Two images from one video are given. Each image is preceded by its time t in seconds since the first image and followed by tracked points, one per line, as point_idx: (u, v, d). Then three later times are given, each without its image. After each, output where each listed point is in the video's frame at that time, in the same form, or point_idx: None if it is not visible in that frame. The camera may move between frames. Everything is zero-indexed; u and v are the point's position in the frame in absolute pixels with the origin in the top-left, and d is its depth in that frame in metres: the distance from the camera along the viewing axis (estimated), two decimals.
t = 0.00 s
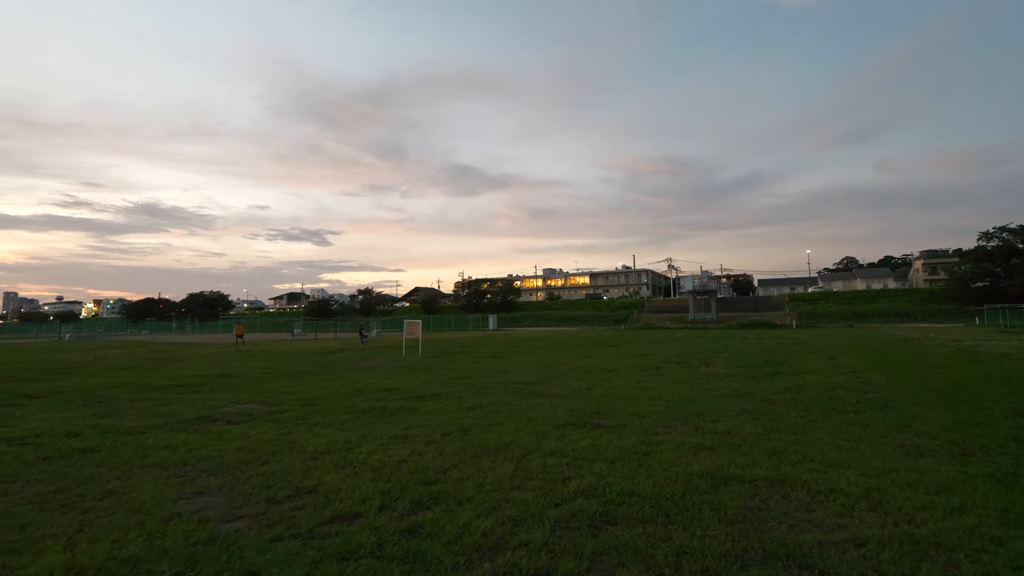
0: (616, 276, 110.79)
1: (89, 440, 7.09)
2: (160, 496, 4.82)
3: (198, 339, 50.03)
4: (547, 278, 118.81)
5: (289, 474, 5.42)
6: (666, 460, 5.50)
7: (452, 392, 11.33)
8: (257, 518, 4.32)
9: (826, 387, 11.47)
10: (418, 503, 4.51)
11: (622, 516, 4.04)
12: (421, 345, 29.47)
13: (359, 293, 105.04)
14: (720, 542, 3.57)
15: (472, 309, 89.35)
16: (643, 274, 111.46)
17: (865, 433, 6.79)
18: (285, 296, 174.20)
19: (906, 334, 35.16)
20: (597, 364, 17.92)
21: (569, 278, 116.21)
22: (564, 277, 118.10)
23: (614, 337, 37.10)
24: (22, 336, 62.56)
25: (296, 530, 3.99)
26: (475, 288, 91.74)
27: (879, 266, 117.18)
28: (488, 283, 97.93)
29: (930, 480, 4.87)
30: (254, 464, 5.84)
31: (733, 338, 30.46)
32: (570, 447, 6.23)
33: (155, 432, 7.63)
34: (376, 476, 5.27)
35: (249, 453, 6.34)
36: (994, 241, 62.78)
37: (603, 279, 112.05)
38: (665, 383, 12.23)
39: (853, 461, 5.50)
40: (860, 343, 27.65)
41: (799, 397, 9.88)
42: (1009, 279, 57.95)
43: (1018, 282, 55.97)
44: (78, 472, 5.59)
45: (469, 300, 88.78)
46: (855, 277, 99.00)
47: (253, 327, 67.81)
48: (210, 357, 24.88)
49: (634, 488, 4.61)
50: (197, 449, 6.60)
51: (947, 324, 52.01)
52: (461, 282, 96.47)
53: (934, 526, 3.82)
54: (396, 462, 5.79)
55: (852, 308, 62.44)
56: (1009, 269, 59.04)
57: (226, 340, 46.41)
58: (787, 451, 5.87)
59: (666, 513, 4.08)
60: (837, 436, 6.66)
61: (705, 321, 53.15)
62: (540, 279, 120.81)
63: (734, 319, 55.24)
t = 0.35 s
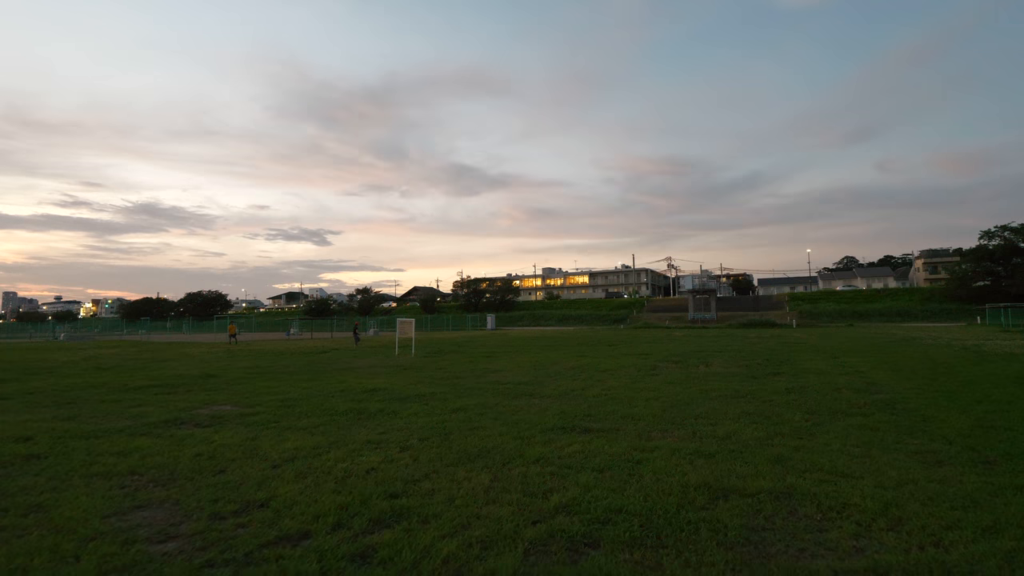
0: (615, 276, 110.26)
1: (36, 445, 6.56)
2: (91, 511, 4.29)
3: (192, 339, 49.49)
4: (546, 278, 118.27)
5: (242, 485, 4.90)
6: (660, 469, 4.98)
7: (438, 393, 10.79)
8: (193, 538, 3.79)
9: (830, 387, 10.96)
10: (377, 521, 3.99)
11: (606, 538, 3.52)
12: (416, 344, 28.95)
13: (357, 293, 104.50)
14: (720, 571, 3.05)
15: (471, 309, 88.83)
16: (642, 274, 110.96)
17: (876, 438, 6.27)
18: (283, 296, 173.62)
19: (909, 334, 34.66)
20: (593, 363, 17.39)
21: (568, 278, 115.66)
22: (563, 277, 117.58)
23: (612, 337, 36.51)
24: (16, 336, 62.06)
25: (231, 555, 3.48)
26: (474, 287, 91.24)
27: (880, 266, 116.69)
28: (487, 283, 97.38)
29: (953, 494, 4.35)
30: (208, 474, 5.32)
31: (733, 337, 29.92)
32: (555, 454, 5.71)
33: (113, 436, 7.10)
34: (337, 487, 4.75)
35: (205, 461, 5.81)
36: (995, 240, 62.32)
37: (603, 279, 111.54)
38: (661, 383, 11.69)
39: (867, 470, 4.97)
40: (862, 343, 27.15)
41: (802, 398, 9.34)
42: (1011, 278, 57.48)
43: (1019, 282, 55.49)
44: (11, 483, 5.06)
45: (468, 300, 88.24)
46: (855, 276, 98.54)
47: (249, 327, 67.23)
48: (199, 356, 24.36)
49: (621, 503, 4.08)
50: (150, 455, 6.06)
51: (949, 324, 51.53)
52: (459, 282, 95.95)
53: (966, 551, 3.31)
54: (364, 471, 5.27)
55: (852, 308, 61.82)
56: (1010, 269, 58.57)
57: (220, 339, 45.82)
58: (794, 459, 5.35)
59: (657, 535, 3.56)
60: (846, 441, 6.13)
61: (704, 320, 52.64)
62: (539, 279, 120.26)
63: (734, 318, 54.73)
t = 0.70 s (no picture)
0: (615, 277, 109.78)
1: None
2: (13, 539, 3.77)
3: (187, 340, 48.98)
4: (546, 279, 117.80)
5: (192, 506, 4.39)
6: (659, 488, 4.47)
7: (427, 398, 10.29)
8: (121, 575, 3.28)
9: (838, 392, 10.45)
10: (335, 553, 3.49)
11: None
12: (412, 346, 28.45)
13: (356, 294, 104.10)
14: None
15: (470, 310, 88.45)
16: (642, 275, 110.45)
17: (895, 451, 5.77)
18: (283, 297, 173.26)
19: (913, 336, 34.07)
20: (591, 366, 16.87)
21: (568, 279, 115.14)
22: (563, 278, 117.13)
23: (611, 338, 36.02)
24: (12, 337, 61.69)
25: None
26: (473, 288, 90.80)
27: (881, 267, 116.16)
28: (486, 284, 96.87)
29: (990, 519, 3.85)
30: (159, 492, 4.80)
31: (734, 339, 29.41)
32: (545, 469, 5.19)
33: (70, 446, 6.59)
34: (298, 510, 4.25)
35: (160, 477, 5.29)
36: (997, 241, 61.81)
37: (603, 280, 111.03)
38: (661, 388, 11.18)
39: (890, 490, 4.47)
40: (866, 345, 26.62)
41: (811, 405, 8.84)
42: (1013, 279, 56.95)
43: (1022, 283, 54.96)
44: None
45: (467, 301, 87.79)
46: (857, 277, 98.00)
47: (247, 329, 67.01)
48: (190, 358, 23.88)
49: (614, 534, 3.56)
50: (101, 469, 5.53)
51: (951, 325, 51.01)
52: (459, 283, 95.56)
53: None
54: (331, 490, 4.76)
55: (853, 309, 61.42)
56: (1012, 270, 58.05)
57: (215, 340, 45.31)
58: (807, 476, 4.83)
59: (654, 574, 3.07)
60: (862, 454, 5.63)
61: (704, 322, 52.19)
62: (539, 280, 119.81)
63: (734, 319, 54.26)
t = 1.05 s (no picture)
0: (615, 276, 109.21)
1: None
2: None
3: (180, 340, 48.40)
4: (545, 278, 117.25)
5: (126, 538, 3.85)
6: (657, 517, 3.94)
7: (412, 404, 9.74)
8: None
9: (846, 397, 9.91)
10: None
11: None
12: (406, 346, 27.89)
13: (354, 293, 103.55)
14: None
15: (468, 309, 87.88)
16: (642, 274, 109.86)
17: (917, 468, 5.24)
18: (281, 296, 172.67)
19: (918, 337, 33.48)
20: (588, 369, 16.29)
21: (567, 278, 114.51)
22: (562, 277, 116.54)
23: (610, 338, 35.45)
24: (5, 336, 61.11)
25: None
26: (472, 288, 90.23)
27: (882, 266, 115.63)
28: (485, 283, 96.30)
29: None
30: (95, 518, 4.27)
31: (734, 340, 28.89)
32: (530, 491, 4.65)
33: (15, 460, 6.05)
34: (244, 543, 3.72)
35: (102, 498, 4.75)
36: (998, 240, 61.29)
37: (602, 279, 110.45)
38: (660, 393, 10.62)
39: (922, 519, 3.93)
40: (870, 346, 26.07)
41: (819, 412, 8.30)
42: (1015, 279, 56.39)
43: None
44: None
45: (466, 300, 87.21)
46: (857, 277, 97.45)
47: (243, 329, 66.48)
48: (177, 359, 23.31)
49: None
50: (37, 489, 4.99)
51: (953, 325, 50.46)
52: (457, 282, 95.02)
53: None
54: (288, 517, 4.22)
55: (854, 308, 60.79)
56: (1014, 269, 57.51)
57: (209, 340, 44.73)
58: (824, 500, 4.30)
59: None
60: (883, 472, 5.08)
61: (704, 321, 51.65)
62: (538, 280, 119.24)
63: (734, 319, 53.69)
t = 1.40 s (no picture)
0: (614, 276, 108.71)
1: None
2: None
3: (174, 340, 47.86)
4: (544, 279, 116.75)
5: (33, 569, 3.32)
6: (650, 544, 3.41)
7: (396, 408, 9.21)
8: None
9: (853, 400, 9.39)
10: None
11: None
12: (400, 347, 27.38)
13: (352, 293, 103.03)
14: None
15: (467, 309, 87.35)
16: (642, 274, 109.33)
17: (941, 482, 4.71)
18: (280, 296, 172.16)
19: (920, 337, 32.98)
20: (584, 370, 15.78)
21: (567, 278, 114.00)
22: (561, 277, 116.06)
23: (608, 338, 34.87)
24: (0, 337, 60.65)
25: None
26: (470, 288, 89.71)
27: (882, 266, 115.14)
28: (483, 283, 95.77)
29: None
30: (8, 542, 3.73)
31: (734, 340, 28.40)
32: (508, 510, 4.12)
33: None
34: None
35: (27, 517, 4.22)
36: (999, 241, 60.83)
37: (601, 279, 109.94)
38: (658, 396, 10.07)
39: (956, 548, 3.40)
40: (872, 347, 25.58)
41: (827, 417, 7.77)
42: (1016, 279, 55.92)
43: None
44: None
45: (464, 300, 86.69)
46: (858, 277, 96.96)
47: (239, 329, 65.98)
48: (165, 360, 22.78)
49: None
50: None
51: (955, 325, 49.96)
52: (455, 283, 94.53)
53: None
54: (228, 542, 3.68)
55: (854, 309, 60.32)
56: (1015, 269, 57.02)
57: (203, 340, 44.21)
58: (841, 523, 3.77)
59: None
60: (904, 488, 4.55)
61: (703, 321, 51.16)
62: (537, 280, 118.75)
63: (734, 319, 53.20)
